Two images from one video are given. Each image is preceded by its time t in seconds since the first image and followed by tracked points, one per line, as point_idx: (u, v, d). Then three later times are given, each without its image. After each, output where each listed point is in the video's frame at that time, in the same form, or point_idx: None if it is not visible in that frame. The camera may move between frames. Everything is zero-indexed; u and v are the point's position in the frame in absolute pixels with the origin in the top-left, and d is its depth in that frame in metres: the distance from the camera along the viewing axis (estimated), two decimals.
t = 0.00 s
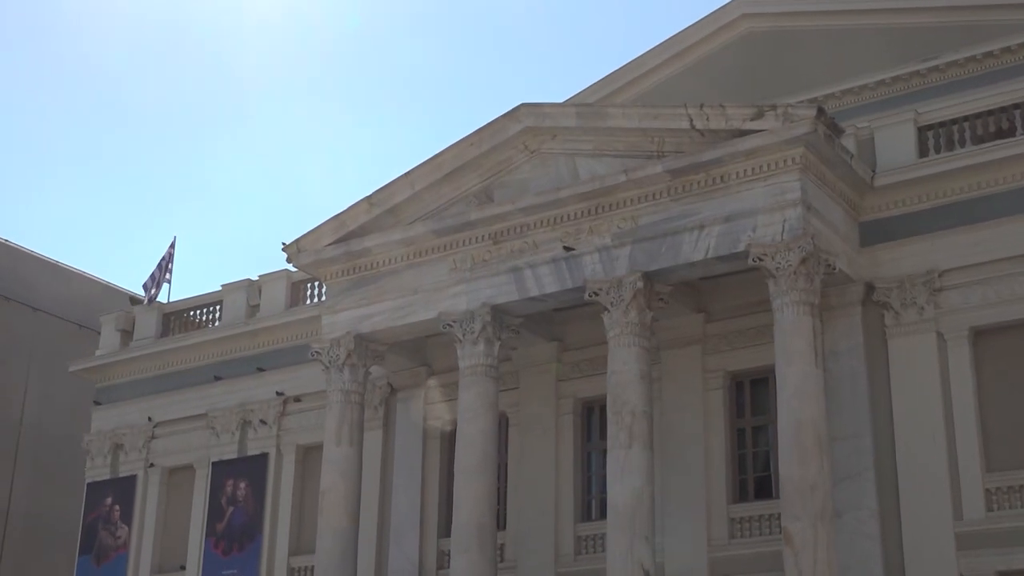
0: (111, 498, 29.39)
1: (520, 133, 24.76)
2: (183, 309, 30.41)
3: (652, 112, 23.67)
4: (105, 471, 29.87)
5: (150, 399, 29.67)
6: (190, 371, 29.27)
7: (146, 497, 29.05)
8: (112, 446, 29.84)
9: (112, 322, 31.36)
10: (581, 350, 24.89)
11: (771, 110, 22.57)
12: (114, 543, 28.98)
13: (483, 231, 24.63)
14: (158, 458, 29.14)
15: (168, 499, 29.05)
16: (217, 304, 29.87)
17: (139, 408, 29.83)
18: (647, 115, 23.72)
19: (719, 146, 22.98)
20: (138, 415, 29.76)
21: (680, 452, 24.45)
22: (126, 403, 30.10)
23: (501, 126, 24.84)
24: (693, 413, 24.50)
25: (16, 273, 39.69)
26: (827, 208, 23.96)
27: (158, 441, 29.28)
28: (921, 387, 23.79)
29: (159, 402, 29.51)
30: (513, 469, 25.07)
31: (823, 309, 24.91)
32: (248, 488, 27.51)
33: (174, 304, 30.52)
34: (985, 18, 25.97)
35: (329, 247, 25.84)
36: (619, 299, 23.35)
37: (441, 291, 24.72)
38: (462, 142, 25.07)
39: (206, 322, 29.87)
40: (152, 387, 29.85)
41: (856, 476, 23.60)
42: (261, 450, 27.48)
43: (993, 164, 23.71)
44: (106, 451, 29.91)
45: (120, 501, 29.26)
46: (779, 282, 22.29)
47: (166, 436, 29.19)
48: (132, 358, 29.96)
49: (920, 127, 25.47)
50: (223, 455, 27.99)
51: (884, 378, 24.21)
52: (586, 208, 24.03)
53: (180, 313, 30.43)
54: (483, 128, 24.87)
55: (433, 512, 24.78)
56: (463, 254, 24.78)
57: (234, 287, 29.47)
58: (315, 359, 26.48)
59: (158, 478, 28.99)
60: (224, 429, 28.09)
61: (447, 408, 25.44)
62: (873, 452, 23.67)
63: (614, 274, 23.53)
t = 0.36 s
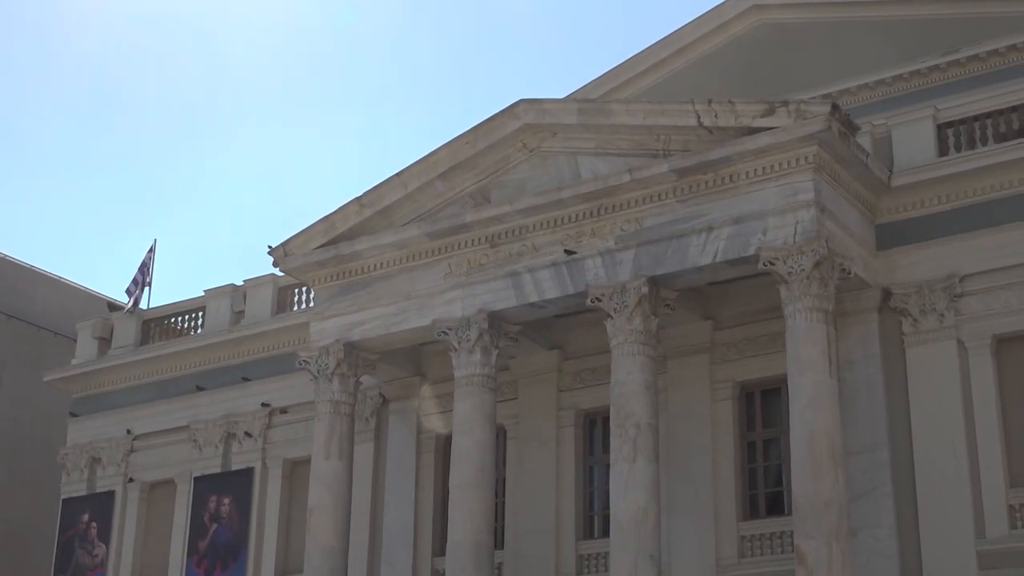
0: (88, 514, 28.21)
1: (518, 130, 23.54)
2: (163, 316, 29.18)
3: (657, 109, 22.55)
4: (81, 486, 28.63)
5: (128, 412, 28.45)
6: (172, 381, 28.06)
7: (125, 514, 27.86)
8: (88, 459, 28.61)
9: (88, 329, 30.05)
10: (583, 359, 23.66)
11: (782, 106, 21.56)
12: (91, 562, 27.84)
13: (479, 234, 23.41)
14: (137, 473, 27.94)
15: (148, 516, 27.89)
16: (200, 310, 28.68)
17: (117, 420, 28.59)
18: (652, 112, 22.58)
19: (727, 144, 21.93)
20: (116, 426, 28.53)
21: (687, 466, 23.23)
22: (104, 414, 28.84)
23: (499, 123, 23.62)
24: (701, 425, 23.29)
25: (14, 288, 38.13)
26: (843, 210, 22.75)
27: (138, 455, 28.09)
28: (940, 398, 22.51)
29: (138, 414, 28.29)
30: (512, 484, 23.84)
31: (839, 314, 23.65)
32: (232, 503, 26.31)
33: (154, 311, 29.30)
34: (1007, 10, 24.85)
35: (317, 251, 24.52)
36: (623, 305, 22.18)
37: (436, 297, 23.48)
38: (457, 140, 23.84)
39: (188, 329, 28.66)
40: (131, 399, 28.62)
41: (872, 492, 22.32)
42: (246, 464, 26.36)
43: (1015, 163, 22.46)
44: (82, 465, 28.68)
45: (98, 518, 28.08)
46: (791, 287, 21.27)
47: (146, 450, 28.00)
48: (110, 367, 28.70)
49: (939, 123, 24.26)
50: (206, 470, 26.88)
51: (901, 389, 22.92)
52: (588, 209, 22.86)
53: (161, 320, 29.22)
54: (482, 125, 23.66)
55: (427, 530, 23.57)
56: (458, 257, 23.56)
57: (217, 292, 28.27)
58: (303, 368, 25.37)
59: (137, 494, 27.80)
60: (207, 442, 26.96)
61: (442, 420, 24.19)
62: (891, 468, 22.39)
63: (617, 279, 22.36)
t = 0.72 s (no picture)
0: (65, 527, 27.08)
1: (519, 123, 22.35)
2: (144, 319, 27.99)
3: (666, 101, 21.41)
4: (59, 498, 27.47)
5: (108, 419, 27.29)
6: (154, 387, 26.92)
7: (104, 527, 26.72)
8: (66, 470, 27.48)
9: (66, 333, 28.82)
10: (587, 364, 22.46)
11: (798, 98, 20.53)
12: None
13: (478, 232, 22.24)
14: (117, 484, 26.81)
15: (129, 528, 26.75)
16: (183, 313, 27.55)
17: (95, 429, 27.43)
18: (660, 103, 21.44)
19: (739, 137, 20.84)
20: (95, 435, 27.36)
21: (697, 477, 22.04)
22: (82, 422, 27.67)
23: (499, 115, 22.45)
24: (711, 433, 22.09)
25: None
26: (861, 206, 21.57)
27: (118, 465, 26.96)
28: (964, 405, 21.28)
29: (118, 421, 27.13)
30: (512, 495, 22.67)
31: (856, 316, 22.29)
32: (218, 515, 25.23)
33: (135, 313, 28.15)
34: None
35: (307, 250, 23.24)
36: (629, 307, 21.04)
37: (432, 298, 22.28)
38: (454, 133, 22.63)
39: (170, 333, 27.53)
40: (110, 406, 27.46)
41: (892, 504, 21.07)
42: (232, 475, 25.27)
43: None
44: (60, 476, 27.53)
45: (76, 531, 26.95)
46: (806, 287, 20.22)
47: (126, 460, 26.86)
48: (89, 372, 27.54)
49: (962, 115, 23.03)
50: (190, 481, 25.73)
51: (923, 395, 21.67)
52: (593, 206, 21.70)
53: (142, 323, 28.06)
54: (482, 117, 22.52)
55: (422, 543, 22.41)
56: (455, 257, 22.36)
57: (201, 294, 27.11)
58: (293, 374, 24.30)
59: (117, 505, 26.67)
60: (191, 452, 25.80)
61: (439, 428, 23.01)
62: (912, 478, 21.15)
63: (623, 279, 21.23)
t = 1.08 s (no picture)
0: (42, 540, 25.97)
1: (520, 114, 21.19)
2: (124, 321, 26.84)
3: (675, 90, 20.28)
4: (34, 510, 26.33)
5: (86, 427, 26.16)
6: (136, 393, 25.81)
7: (83, 540, 25.60)
8: (42, 480, 26.33)
9: (43, 336, 27.73)
10: (591, 368, 21.34)
11: (813, 87, 19.46)
12: None
13: (476, 229, 21.11)
14: (96, 495, 25.69)
15: (108, 541, 25.63)
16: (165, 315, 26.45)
17: (73, 437, 26.29)
18: (668, 92, 20.32)
19: (752, 129, 19.75)
20: (73, 443, 26.23)
21: (707, 487, 20.92)
22: (59, 430, 26.53)
23: (499, 106, 21.29)
24: (722, 441, 20.96)
25: None
26: (882, 201, 20.41)
27: (97, 475, 25.84)
28: (989, 411, 20.07)
29: (97, 429, 26.00)
30: (512, 505, 21.55)
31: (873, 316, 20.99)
32: (202, 528, 24.17)
33: (114, 315, 27.02)
34: None
35: (296, 248, 22.04)
36: (636, 308, 19.95)
37: (428, 299, 21.13)
38: (450, 125, 21.47)
39: (151, 335, 26.42)
40: (88, 412, 26.33)
41: (913, 515, 19.83)
42: (217, 485, 24.21)
43: None
44: (36, 486, 26.39)
45: (53, 544, 25.85)
46: (822, 287, 19.15)
47: (106, 469, 25.74)
48: (67, 377, 26.41)
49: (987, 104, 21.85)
50: (173, 491, 24.63)
51: (945, 400, 20.43)
52: (598, 202, 20.58)
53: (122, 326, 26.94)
54: (481, 107, 21.36)
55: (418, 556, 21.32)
56: (453, 255, 21.23)
57: (185, 294, 25.98)
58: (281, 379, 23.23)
59: (96, 517, 25.56)
60: (174, 461, 24.72)
61: (435, 435, 21.87)
62: (934, 488, 19.91)
63: (630, 279, 20.13)
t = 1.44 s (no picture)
0: (16, 556, 24.90)
1: (521, 106, 20.10)
2: (102, 325, 25.75)
3: (684, 81, 19.21)
4: (8, 525, 25.24)
5: (62, 436, 25.06)
6: (115, 401, 24.68)
7: (59, 555, 24.52)
8: (17, 493, 25.24)
9: (16, 340, 26.59)
10: (596, 375, 20.24)
11: (830, 78, 18.40)
12: None
13: (474, 228, 20.01)
14: (73, 509, 24.61)
15: (86, 556, 24.54)
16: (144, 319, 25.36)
17: (49, 447, 25.18)
18: (677, 84, 19.25)
19: (765, 123, 18.70)
20: (49, 454, 25.12)
21: (717, 499, 19.82)
22: (34, 440, 25.41)
23: (499, 98, 20.19)
24: (733, 452, 19.86)
25: None
26: (903, 198, 19.28)
27: (74, 487, 24.76)
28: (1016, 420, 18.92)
29: (74, 439, 24.90)
30: (512, 518, 20.46)
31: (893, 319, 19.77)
32: (185, 544, 23.04)
33: (92, 319, 25.90)
34: None
35: (285, 247, 20.87)
36: (642, 312, 18.88)
37: (423, 301, 20.03)
38: (447, 118, 20.37)
39: (131, 340, 25.32)
40: (64, 421, 25.23)
41: (935, 530, 18.73)
42: (201, 498, 23.16)
43: None
44: (10, 499, 25.30)
45: (28, 559, 24.78)
46: (839, 290, 18.11)
47: (83, 481, 24.65)
48: (42, 384, 25.29)
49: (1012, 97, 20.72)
50: (154, 505, 23.52)
51: (969, 409, 19.27)
52: (603, 199, 19.48)
53: (99, 330, 25.81)
54: (480, 100, 20.26)
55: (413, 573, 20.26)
56: (449, 256, 20.13)
57: (167, 297, 24.88)
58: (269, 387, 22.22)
59: (73, 532, 24.49)
60: (155, 473, 23.62)
61: (431, 445, 20.78)
62: (957, 502, 18.80)
63: (636, 281, 19.07)
